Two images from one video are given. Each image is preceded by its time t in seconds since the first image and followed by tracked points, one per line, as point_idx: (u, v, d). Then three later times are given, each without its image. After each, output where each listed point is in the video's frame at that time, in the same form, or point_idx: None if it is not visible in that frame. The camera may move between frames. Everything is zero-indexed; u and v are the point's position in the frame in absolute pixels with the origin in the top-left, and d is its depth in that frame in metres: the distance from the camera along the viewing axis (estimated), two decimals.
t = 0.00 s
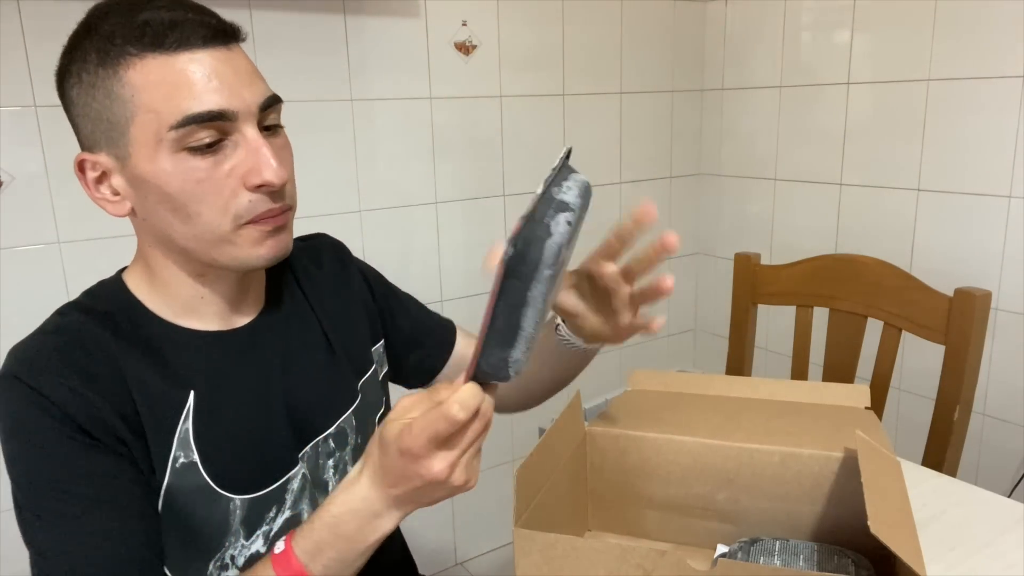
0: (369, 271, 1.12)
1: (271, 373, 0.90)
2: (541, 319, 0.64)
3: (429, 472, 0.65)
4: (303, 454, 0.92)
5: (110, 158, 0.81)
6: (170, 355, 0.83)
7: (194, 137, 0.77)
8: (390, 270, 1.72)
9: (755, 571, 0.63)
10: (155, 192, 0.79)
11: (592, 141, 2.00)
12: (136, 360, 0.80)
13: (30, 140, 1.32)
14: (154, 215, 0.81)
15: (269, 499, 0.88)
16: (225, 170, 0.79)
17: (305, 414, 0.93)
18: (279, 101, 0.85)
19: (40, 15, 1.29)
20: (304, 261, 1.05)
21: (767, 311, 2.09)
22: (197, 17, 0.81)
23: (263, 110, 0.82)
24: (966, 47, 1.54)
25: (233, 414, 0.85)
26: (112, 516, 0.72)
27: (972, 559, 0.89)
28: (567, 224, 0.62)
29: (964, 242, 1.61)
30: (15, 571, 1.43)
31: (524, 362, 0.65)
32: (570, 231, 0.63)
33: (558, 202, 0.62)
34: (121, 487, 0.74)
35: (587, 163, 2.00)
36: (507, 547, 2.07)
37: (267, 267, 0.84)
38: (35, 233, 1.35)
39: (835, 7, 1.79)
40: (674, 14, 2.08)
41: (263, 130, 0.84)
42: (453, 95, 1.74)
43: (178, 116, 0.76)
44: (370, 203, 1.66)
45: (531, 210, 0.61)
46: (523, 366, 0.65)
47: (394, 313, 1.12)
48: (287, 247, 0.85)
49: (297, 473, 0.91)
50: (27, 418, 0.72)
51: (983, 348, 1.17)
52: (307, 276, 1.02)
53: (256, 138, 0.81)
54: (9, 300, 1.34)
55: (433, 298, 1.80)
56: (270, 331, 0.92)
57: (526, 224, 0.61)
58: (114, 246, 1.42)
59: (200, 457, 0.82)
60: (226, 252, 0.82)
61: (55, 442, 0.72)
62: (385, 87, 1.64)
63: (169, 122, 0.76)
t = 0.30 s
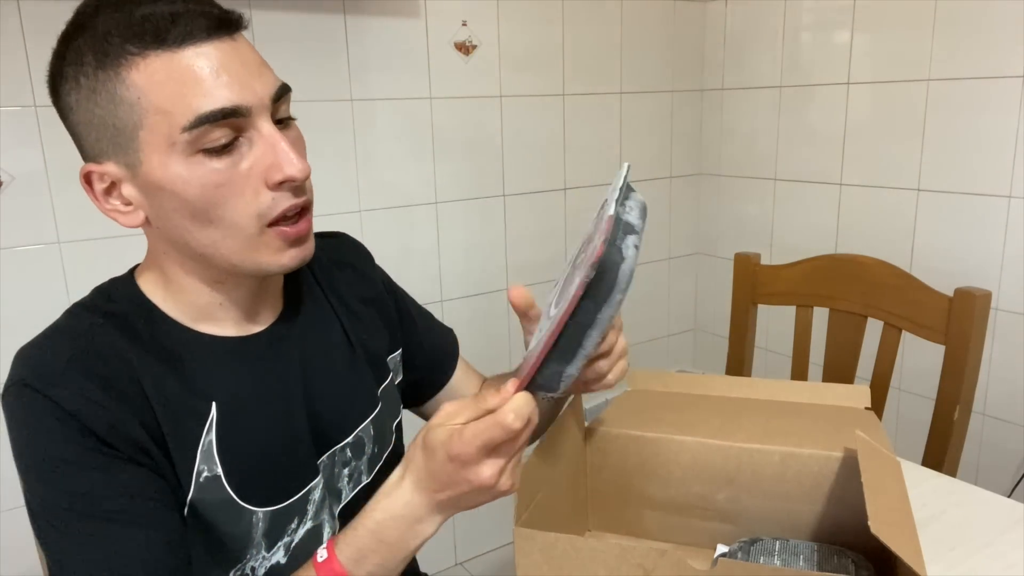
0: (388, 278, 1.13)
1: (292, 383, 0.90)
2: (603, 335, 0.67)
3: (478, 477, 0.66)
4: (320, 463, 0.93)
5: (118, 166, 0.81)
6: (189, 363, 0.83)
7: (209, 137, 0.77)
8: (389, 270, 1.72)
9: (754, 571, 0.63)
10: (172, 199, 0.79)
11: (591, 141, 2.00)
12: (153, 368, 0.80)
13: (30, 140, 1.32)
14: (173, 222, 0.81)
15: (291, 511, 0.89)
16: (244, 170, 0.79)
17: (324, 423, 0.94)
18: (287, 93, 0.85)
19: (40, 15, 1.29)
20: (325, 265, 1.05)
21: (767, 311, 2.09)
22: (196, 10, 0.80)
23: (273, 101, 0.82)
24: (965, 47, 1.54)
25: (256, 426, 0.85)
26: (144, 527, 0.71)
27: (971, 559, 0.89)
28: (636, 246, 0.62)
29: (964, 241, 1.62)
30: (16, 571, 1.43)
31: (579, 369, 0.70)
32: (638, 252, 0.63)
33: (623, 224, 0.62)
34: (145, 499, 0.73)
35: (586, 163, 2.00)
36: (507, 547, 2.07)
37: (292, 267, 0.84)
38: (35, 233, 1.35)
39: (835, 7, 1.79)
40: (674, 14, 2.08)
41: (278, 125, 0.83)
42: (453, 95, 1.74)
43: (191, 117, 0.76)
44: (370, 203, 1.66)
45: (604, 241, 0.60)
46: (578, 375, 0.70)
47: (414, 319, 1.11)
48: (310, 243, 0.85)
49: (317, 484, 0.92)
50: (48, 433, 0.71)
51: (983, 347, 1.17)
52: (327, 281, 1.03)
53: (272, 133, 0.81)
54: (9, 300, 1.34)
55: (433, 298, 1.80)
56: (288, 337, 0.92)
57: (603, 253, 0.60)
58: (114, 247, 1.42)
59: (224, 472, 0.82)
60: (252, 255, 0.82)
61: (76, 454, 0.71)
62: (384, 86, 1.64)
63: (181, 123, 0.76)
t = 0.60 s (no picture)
0: (388, 280, 1.13)
1: (295, 384, 0.90)
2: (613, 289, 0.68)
3: (490, 437, 0.66)
4: (325, 465, 0.94)
5: (120, 169, 0.81)
6: (194, 365, 0.83)
7: (213, 133, 0.77)
8: (389, 270, 1.72)
9: (755, 571, 0.63)
10: (179, 199, 0.79)
11: (591, 141, 2.00)
12: (156, 369, 0.80)
13: (30, 141, 1.32)
14: (180, 222, 0.81)
15: (297, 514, 0.89)
16: (250, 163, 0.79)
17: (327, 425, 0.94)
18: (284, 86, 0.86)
19: (40, 15, 1.29)
20: (325, 268, 1.05)
21: (766, 311, 2.09)
22: (189, 5, 0.80)
23: (272, 93, 0.82)
24: (965, 47, 1.55)
25: (261, 428, 0.85)
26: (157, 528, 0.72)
27: (972, 559, 0.89)
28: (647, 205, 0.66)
29: (964, 241, 1.62)
30: (16, 571, 1.43)
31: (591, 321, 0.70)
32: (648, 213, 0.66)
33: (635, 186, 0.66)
34: (155, 497, 0.73)
35: (586, 163, 2.00)
36: (507, 547, 2.07)
37: (302, 259, 0.85)
38: (35, 233, 1.35)
39: (835, 7, 1.79)
40: (674, 15, 2.08)
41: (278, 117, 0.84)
42: (453, 95, 1.74)
43: (195, 113, 0.76)
44: (370, 203, 1.66)
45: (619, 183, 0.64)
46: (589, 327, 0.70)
47: (413, 320, 1.12)
48: (318, 233, 0.86)
49: (322, 486, 0.92)
50: (56, 434, 0.71)
51: (983, 347, 1.17)
52: (330, 282, 1.03)
53: (275, 125, 0.81)
54: (9, 301, 1.34)
55: (433, 298, 1.80)
56: (291, 339, 0.92)
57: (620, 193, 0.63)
58: (114, 247, 1.42)
59: (230, 473, 0.82)
60: (261, 249, 0.83)
61: (82, 454, 0.71)
62: (384, 87, 1.64)
63: (184, 120, 0.76)
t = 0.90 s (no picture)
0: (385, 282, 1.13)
1: (292, 383, 0.90)
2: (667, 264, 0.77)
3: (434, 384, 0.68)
4: (321, 466, 0.93)
5: (125, 164, 0.80)
6: (190, 364, 0.83)
7: (220, 125, 0.78)
8: (389, 270, 1.72)
9: (754, 571, 0.63)
10: (185, 191, 0.79)
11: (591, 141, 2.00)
12: (153, 368, 0.80)
13: (30, 141, 1.32)
14: (185, 215, 0.81)
15: (294, 514, 0.89)
16: (256, 156, 0.80)
17: (325, 426, 0.94)
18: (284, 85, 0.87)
19: (40, 15, 1.29)
20: (323, 267, 1.05)
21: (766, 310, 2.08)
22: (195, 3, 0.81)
23: (275, 90, 0.83)
24: (965, 47, 1.54)
25: (257, 427, 0.85)
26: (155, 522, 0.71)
27: (972, 559, 0.89)
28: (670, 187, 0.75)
29: (964, 241, 1.61)
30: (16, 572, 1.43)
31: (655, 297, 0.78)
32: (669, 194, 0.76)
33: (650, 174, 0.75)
34: (153, 491, 0.73)
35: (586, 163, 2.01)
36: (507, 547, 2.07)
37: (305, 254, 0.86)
38: (35, 233, 1.35)
39: (835, 7, 1.79)
40: (674, 15, 2.08)
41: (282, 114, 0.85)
42: (453, 95, 1.74)
43: (203, 105, 0.77)
44: (370, 203, 1.66)
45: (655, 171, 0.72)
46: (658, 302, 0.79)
47: (411, 320, 1.12)
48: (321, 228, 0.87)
49: (319, 486, 0.92)
50: (49, 432, 0.71)
51: (983, 347, 1.17)
52: (327, 283, 1.03)
53: (279, 119, 0.82)
54: (9, 301, 1.34)
55: (433, 298, 1.80)
56: (288, 339, 0.92)
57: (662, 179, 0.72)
58: (114, 247, 1.42)
59: (227, 471, 0.82)
60: (266, 243, 0.83)
61: (80, 450, 0.71)
62: (384, 87, 1.64)
63: (193, 112, 0.77)
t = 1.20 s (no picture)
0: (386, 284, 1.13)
1: (300, 378, 0.90)
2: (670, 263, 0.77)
3: (515, 350, 0.78)
4: (328, 461, 0.93)
5: (140, 157, 0.80)
6: (201, 356, 0.83)
7: (235, 120, 0.78)
8: (388, 270, 1.72)
9: (754, 571, 0.63)
10: (200, 185, 0.79)
11: (591, 142, 2.00)
12: (167, 358, 0.80)
13: (29, 141, 1.32)
14: (198, 209, 0.81)
15: (303, 507, 0.89)
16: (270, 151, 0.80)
17: (333, 421, 0.94)
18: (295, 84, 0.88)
19: (40, 15, 1.29)
20: (326, 267, 1.05)
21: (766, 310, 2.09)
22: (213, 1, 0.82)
23: (288, 87, 0.84)
24: (966, 47, 1.54)
25: (268, 419, 0.85)
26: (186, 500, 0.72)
27: (972, 559, 0.89)
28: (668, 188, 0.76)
29: (964, 241, 1.61)
30: (16, 571, 1.43)
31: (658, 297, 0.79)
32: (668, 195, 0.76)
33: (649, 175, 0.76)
34: (175, 472, 0.73)
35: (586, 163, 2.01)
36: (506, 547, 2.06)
37: (314, 250, 0.86)
38: (35, 233, 1.35)
39: (835, 7, 1.79)
40: (674, 15, 2.08)
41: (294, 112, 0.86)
42: (453, 95, 1.74)
43: (220, 99, 0.77)
44: (370, 203, 1.66)
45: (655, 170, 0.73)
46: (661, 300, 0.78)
47: (412, 320, 1.11)
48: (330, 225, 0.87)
49: (326, 481, 0.92)
50: (70, 417, 0.71)
51: (983, 347, 1.17)
52: (330, 281, 1.03)
53: (293, 116, 0.83)
54: (9, 301, 1.34)
55: (432, 298, 1.80)
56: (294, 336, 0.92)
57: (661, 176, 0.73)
58: (115, 247, 1.42)
59: (241, 462, 0.83)
60: (277, 238, 0.83)
61: (99, 435, 0.71)
62: (384, 87, 1.64)
63: (210, 106, 0.77)
